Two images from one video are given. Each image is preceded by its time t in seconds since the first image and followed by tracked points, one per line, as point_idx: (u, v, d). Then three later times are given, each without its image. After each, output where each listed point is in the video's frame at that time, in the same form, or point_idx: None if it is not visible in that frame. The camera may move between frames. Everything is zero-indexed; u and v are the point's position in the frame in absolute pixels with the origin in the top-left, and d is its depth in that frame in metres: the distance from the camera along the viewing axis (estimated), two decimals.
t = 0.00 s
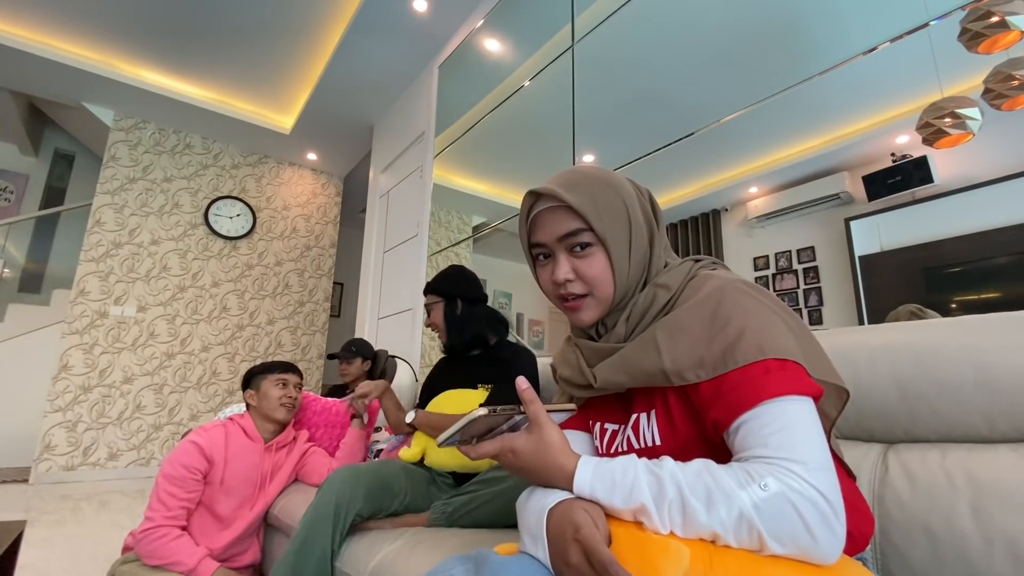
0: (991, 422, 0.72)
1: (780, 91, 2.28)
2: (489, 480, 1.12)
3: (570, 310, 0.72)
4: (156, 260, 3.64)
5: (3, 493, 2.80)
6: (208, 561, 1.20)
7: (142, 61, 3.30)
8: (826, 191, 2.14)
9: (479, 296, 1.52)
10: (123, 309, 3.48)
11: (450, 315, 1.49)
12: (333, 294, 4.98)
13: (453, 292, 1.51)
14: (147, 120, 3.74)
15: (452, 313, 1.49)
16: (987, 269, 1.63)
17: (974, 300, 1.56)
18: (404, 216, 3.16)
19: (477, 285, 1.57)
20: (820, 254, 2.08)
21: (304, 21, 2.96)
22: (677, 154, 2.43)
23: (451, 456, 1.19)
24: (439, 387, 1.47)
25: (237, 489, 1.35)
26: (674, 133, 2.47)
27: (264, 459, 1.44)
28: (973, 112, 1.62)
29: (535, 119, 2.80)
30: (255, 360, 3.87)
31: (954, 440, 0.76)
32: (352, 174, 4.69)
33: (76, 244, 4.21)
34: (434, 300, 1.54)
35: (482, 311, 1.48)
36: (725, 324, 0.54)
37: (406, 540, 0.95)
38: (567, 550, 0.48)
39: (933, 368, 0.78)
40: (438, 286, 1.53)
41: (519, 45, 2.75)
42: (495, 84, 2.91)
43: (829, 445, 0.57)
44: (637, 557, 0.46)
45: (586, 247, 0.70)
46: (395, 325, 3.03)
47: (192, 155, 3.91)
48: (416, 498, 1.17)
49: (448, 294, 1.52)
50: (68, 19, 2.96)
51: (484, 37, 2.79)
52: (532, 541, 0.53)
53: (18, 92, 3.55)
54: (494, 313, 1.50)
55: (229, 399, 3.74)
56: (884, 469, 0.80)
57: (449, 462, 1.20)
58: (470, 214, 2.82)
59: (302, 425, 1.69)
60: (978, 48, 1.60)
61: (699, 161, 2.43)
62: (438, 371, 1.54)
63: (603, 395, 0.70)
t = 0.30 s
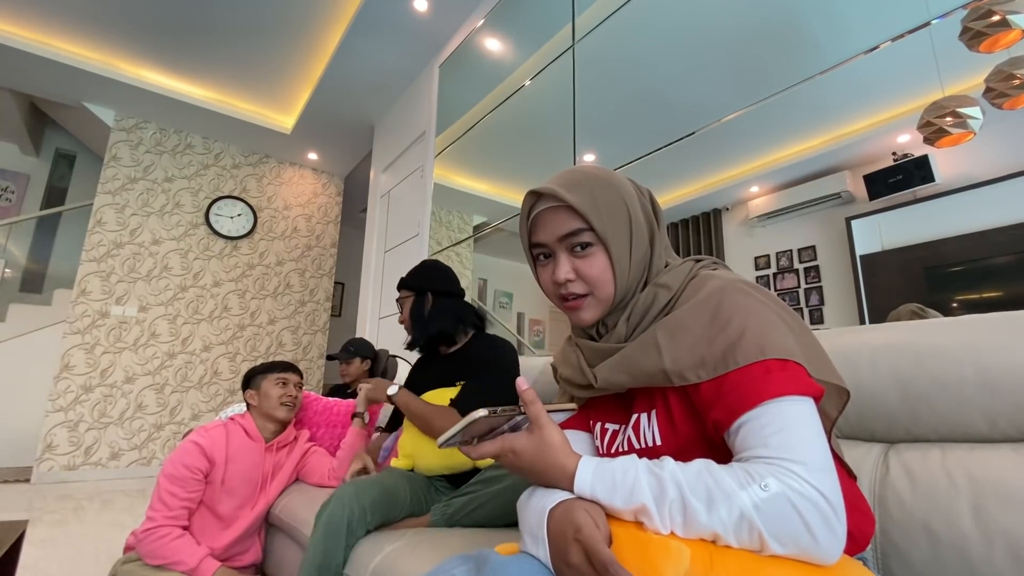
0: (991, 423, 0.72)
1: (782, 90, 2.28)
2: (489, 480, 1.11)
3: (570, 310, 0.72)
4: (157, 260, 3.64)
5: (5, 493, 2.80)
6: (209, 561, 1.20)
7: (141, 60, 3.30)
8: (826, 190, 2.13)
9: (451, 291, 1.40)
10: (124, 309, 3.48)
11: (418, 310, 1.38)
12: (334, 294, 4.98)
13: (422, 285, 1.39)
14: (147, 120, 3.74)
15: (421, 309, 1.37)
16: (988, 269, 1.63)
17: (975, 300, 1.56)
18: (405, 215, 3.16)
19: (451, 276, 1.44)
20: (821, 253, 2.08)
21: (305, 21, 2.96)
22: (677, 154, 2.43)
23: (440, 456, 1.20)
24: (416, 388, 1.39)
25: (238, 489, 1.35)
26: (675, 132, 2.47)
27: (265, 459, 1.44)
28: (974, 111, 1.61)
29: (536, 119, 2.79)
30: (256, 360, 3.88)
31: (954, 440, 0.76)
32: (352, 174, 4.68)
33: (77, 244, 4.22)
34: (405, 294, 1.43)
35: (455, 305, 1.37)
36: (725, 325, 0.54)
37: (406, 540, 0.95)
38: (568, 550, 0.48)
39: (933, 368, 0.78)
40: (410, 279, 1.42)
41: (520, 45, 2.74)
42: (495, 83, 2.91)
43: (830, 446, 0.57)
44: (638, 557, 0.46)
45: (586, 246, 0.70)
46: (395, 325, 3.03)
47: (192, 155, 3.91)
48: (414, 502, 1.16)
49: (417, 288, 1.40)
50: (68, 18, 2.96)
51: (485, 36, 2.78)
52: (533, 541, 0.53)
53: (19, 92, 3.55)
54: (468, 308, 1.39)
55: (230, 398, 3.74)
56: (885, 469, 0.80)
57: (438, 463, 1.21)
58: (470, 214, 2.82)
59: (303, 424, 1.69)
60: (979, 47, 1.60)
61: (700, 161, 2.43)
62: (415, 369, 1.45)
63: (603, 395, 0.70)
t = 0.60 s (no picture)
0: (993, 422, 0.72)
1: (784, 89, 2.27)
2: (489, 483, 1.10)
3: (571, 309, 0.72)
4: (159, 259, 3.65)
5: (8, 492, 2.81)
6: (211, 560, 1.21)
7: (142, 59, 3.30)
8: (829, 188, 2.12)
9: (430, 289, 1.41)
10: (126, 308, 3.49)
11: (398, 310, 1.40)
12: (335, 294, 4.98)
13: (399, 284, 1.41)
14: (149, 120, 3.75)
15: (399, 308, 1.40)
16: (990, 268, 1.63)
17: (978, 299, 1.55)
18: (406, 214, 3.16)
19: (432, 274, 1.45)
20: (823, 252, 2.08)
21: (306, 20, 2.96)
22: (678, 153, 2.43)
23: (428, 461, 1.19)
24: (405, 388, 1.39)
25: (240, 488, 1.35)
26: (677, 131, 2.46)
27: (267, 458, 1.44)
28: (976, 110, 1.60)
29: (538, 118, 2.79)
30: (258, 359, 3.88)
31: (956, 439, 0.76)
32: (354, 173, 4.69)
33: (80, 243, 4.23)
34: (386, 295, 1.46)
35: (433, 303, 1.37)
36: (726, 331, 0.54)
37: (407, 540, 0.95)
38: (568, 547, 0.49)
39: (935, 368, 0.78)
40: (389, 281, 1.43)
41: (521, 43, 2.73)
42: (496, 82, 2.91)
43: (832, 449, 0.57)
44: (637, 555, 0.45)
45: (587, 246, 0.70)
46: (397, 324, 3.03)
47: (194, 155, 3.92)
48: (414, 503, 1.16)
49: (397, 289, 1.42)
50: (69, 18, 2.96)
51: (485, 35, 2.77)
52: (534, 538, 0.53)
53: (20, 92, 3.56)
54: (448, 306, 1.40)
55: (232, 398, 3.75)
56: (886, 468, 0.80)
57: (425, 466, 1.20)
58: (472, 213, 2.82)
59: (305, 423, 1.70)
60: (981, 46, 1.60)
61: (700, 161, 2.44)
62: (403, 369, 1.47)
63: (602, 395, 0.70)
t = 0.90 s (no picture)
0: (995, 421, 0.72)
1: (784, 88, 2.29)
2: (490, 484, 1.10)
3: (571, 306, 0.72)
4: (161, 258, 3.66)
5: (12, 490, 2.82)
6: (214, 558, 1.21)
7: (145, 59, 3.31)
8: (829, 187, 2.08)
9: (428, 288, 1.37)
10: (129, 307, 3.49)
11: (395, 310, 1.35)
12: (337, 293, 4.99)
13: (396, 284, 1.36)
14: (151, 119, 3.76)
15: (396, 309, 1.35)
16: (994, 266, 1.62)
17: (981, 298, 1.55)
18: (407, 213, 3.16)
19: (426, 269, 1.41)
20: (825, 250, 2.03)
21: (308, 20, 2.97)
22: (678, 152, 2.44)
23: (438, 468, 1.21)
24: (405, 386, 1.40)
25: (242, 486, 1.36)
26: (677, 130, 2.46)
27: (269, 457, 1.44)
28: (979, 108, 1.66)
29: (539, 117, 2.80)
30: (260, 358, 3.89)
31: (957, 437, 0.76)
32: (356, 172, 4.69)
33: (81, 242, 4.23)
34: (381, 294, 1.40)
35: (431, 302, 1.36)
36: (731, 330, 0.53)
37: (407, 539, 0.95)
38: (569, 543, 0.50)
39: (938, 367, 0.78)
40: (383, 279, 1.38)
41: (523, 42, 2.74)
42: (498, 81, 2.92)
43: (833, 448, 0.57)
44: (638, 545, 0.46)
45: (587, 242, 0.70)
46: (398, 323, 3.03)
47: (196, 154, 3.92)
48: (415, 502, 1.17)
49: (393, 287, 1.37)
50: (74, 18, 2.98)
51: (487, 34, 2.77)
52: (535, 538, 0.55)
53: (24, 91, 3.57)
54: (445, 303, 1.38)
55: (234, 396, 3.76)
56: (887, 467, 0.79)
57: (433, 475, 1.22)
58: (473, 212, 2.82)
59: (307, 422, 1.70)
60: (984, 43, 1.60)
61: (701, 158, 2.43)
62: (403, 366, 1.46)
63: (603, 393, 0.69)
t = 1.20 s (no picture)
0: (999, 421, 0.72)
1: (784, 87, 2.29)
2: (495, 485, 1.11)
3: (571, 305, 0.72)
4: (163, 257, 3.66)
5: (15, 488, 2.83)
6: (216, 556, 1.21)
7: (147, 58, 3.31)
8: (833, 185, 2.07)
9: (463, 284, 1.39)
10: (131, 306, 3.50)
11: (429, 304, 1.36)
12: (338, 291, 4.99)
13: (434, 279, 1.37)
14: (153, 118, 3.76)
15: (432, 302, 1.36)
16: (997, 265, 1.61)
17: (984, 297, 1.54)
18: (409, 212, 3.16)
19: (462, 266, 1.42)
20: (827, 249, 2.01)
21: (309, 18, 2.97)
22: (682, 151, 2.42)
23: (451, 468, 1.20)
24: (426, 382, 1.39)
25: (244, 485, 1.36)
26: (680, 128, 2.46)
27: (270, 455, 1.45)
28: (983, 106, 1.66)
29: (541, 115, 2.79)
30: (261, 356, 3.90)
31: (960, 436, 0.76)
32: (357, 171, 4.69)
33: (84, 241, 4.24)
34: (417, 287, 1.42)
35: (467, 299, 1.37)
36: (735, 331, 0.53)
37: (408, 538, 0.95)
38: (572, 547, 0.50)
39: (941, 366, 0.77)
40: (421, 272, 1.40)
41: (525, 40, 2.73)
42: (499, 79, 2.91)
43: (836, 446, 0.57)
44: (643, 547, 0.46)
45: (587, 240, 0.70)
46: (399, 321, 3.03)
47: (198, 152, 3.92)
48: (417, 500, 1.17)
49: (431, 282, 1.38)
50: (76, 17, 2.98)
51: (489, 32, 2.77)
52: (535, 541, 0.55)
53: (26, 90, 3.58)
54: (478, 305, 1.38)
55: (236, 394, 3.77)
56: (890, 466, 0.79)
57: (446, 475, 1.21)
58: (474, 210, 2.82)
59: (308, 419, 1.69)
60: (988, 41, 1.60)
61: (704, 157, 2.43)
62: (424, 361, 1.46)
63: (603, 393, 0.69)
